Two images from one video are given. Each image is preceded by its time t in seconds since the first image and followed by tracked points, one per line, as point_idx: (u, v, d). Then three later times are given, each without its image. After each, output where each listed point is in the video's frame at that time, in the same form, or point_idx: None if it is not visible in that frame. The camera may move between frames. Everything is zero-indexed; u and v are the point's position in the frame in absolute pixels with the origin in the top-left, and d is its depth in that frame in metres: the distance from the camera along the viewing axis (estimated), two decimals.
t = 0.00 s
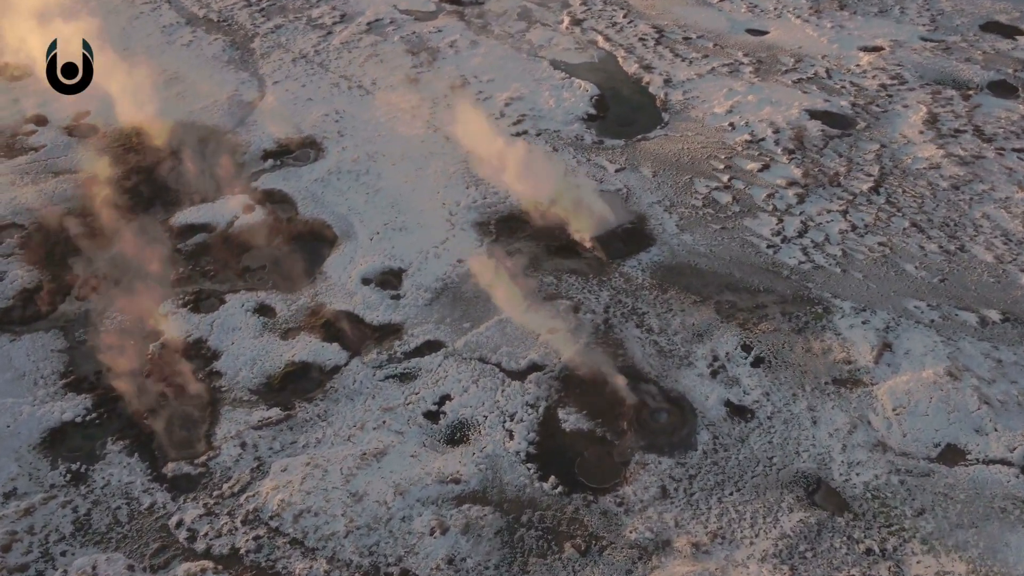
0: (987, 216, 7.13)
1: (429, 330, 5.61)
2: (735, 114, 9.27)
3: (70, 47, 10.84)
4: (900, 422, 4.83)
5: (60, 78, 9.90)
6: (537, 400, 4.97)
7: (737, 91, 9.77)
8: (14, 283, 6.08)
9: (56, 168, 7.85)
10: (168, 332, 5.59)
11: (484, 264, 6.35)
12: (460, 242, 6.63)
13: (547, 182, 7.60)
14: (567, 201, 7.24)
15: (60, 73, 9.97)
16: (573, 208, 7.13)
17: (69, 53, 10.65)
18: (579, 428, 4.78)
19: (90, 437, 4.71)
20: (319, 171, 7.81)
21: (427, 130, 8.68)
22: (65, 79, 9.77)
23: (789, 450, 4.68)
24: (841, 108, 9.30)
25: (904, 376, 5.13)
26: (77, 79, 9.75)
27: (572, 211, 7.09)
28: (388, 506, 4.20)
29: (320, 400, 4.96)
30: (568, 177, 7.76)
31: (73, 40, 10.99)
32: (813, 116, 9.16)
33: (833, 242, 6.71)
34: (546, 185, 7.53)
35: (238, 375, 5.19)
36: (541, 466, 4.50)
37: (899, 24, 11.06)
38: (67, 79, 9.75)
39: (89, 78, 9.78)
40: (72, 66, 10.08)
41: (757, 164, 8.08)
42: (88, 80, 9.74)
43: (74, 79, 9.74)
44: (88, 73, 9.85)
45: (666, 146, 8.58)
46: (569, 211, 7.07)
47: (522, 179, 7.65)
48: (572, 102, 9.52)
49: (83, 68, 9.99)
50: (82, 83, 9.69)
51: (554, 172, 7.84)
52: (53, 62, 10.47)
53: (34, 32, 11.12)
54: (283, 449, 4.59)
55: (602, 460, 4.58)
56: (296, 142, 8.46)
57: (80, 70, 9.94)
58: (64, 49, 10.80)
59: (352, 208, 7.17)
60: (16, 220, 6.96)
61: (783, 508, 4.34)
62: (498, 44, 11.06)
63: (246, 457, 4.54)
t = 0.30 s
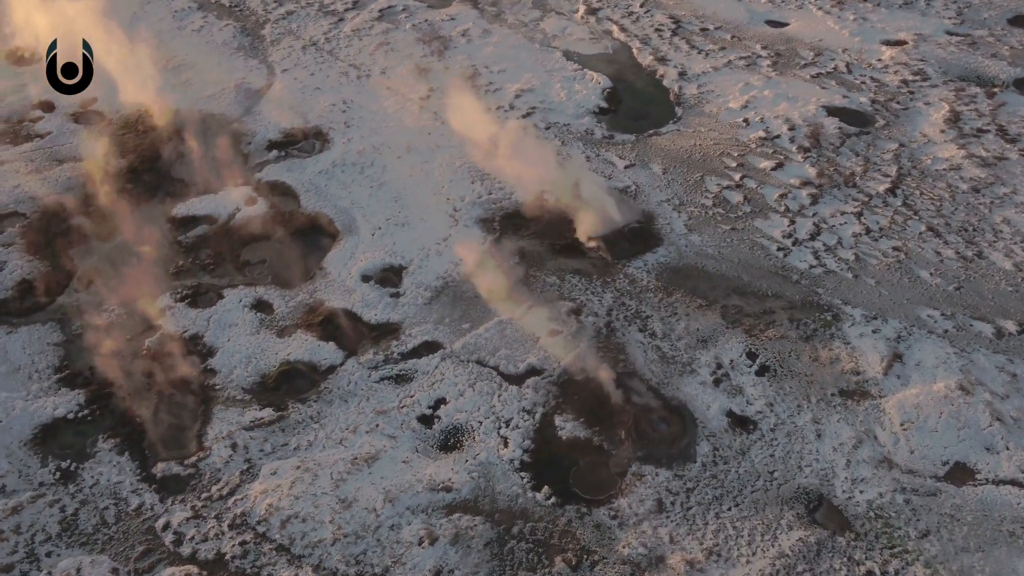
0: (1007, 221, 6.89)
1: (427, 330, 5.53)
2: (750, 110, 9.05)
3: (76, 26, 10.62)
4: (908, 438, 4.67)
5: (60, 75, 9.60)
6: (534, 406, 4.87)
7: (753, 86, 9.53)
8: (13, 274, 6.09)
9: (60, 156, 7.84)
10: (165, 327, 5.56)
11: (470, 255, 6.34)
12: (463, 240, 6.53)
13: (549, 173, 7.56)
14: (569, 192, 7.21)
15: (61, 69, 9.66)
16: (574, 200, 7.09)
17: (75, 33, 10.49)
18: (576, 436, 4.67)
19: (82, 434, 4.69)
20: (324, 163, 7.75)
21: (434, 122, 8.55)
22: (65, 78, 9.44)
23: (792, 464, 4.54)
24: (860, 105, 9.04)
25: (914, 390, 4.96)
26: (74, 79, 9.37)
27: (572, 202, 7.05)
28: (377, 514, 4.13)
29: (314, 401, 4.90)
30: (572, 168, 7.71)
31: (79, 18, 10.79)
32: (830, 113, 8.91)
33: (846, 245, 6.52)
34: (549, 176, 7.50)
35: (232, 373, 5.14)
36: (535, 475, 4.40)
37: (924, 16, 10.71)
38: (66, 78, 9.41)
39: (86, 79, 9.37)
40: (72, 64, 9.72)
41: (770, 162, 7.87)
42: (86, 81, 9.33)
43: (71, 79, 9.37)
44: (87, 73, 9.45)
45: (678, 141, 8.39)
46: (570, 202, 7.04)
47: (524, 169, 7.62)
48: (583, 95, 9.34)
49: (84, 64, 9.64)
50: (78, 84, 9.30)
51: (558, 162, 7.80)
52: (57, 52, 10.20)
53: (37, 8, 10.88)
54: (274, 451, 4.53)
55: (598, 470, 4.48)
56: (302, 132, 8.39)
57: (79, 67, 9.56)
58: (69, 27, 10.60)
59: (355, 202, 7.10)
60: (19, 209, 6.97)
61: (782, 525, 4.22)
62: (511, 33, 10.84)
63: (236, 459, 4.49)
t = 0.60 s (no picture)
0: None
1: (423, 329, 5.43)
2: (768, 104, 8.78)
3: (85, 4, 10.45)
4: (914, 456, 4.50)
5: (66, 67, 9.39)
6: (529, 411, 4.76)
7: (772, 78, 9.25)
8: (13, 263, 6.09)
9: (67, 142, 7.84)
10: (161, 320, 5.52)
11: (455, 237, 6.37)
12: (465, 236, 6.41)
13: (554, 163, 7.47)
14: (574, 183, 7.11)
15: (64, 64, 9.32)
16: (579, 190, 6.99)
17: (84, 12, 10.32)
18: (570, 444, 4.55)
19: (71, 428, 4.67)
20: (328, 152, 7.65)
21: (442, 112, 8.40)
22: (64, 75, 9.08)
23: (792, 480, 4.40)
24: (883, 100, 8.74)
25: (924, 404, 4.77)
26: (70, 79, 8.99)
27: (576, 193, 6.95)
28: (362, 520, 4.05)
29: (305, 401, 4.83)
30: (578, 158, 7.60)
31: None
32: (851, 108, 8.62)
33: (860, 249, 6.30)
34: (554, 166, 7.40)
35: (225, 369, 5.09)
36: (525, 484, 4.30)
37: (955, 7, 10.30)
38: (66, 76, 9.05)
39: (84, 82, 8.94)
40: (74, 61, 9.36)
41: (786, 159, 7.64)
42: (83, 83, 8.92)
43: (68, 79, 8.98)
44: (84, 74, 9.01)
45: (691, 136, 8.18)
46: (575, 192, 6.94)
47: (529, 158, 7.51)
48: (596, 86, 9.12)
49: (87, 62, 9.26)
50: (73, 86, 8.90)
51: (564, 152, 7.69)
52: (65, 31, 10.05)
53: None
54: (261, 451, 4.47)
55: (591, 481, 4.37)
56: (308, 120, 8.28)
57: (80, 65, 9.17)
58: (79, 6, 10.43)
59: (357, 194, 7.01)
60: (22, 195, 6.97)
61: (778, 545, 4.10)
62: (525, 18, 10.58)
63: (223, 458, 4.43)
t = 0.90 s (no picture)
0: None
1: (419, 327, 5.35)
2: (783, 98, 8.55)
3: None
4: (918, 472, 4.37)
5: (73, 49, 9.29)
6: (522, 415, 4.66)
7: (789, 71, 8.99)
8: (12, 251, 6.08)
9: (71, 127, 7.81)
10: (156, 312, 5.48)
11: (439, 218, 6.44)
12: (466, 231, 6.30)
13: (563, 155, 7.35)
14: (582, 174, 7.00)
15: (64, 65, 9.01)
16: (584, 183, 6.87)
17: None
18: (563, 450, 4.46)
19: (61, 422, 4.65)
20: (332, 141, 7.55)
21: (449, 102, 8.27)
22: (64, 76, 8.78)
23: (789, 494, 4.29)
24: (903, 95, 8.46)
25: (930, 418, 4.62)
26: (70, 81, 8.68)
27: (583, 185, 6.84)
28: (347, 525, 3.99)
29: (296, 399, 4.77)
30: (585, 152, 7.46)
31: None
32: (869, 103, 8.36)
33: (872, 252, 6.11)
34: (563, 157, 7.29)
35: (217, 364, 5.04)
36: (515, 491, 4.23)
37: None
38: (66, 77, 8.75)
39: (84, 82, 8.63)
40: (74, 62, 9.04)
41: (799, 156, 7.44)
42: (84, 85, 8.60)
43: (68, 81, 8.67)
44: (85, 75, 8.70)
45: (702, 130, 7.98)
46: (583, 184, 6.84)
47: (538, 149, 7.42)
48: (607, 76, 8.93)
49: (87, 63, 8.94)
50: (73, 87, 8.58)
51: (572, 145, 7.57)
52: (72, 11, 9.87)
53: None
54: (250, 451, 4.42)
55: (582, 489, 4.29)
56: (313, 108, 8.17)
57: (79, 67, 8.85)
58: None
59: (359, 185, 6.92)
60: (24, 181, 6.95)
61: (772, 562, 4.02)
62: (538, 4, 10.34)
63: (211, 456, 4.39)
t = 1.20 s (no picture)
0: None
1: (414, 327, 5.27)
2: (798, 94, 8.32)
3: None
4: (920, 492, 4.23)
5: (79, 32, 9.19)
6: (515, 421, 4.57)
7: (805, 65, 8.75)
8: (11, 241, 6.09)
9: (75, 114, 7.77)
10: (151, 305, 5.44)
11: (423, 200, 6.50)
12: (466, 229, 6.19)
13: (569, 149, 7.21)
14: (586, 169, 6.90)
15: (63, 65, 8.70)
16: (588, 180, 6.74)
17: None
18: (554, 458, 4.37)
19: (51, 416, 4.63)
20: (336, 132, 7.46)
21: (456, 93, 8.14)
22: (64, 76, 8.48)
23: (784, 511, 4.19)
24: (923, 93, 8.19)
25: (935, 435, 4.48)
26: (70, 80, 8.36)
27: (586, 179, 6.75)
28: (331, 531, 3.94)
29: (286, 398, 4.71)
30: (592, 147, 7.32)
31: None
32: (887, 101, 8.11)
33: (883, 258, 5.93)
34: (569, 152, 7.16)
35: (209, 360, 4.99)
36: (504, 501, 4.15)
37: None
38: (65, 77, 8.44)
39: (85, 80, 8.34)
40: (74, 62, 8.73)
41: (811, 155, 7.24)
42: (84, 83, 8.29)
43: (67, 80, 8.36)
44: (85, 74, 8.42)
45: (713, 126, 7.80)
46: (587, 179, 6.74)
47: (544, 143, 7.29)
48: (618, 69, 8.75)
49: (87, 63, 8.64)
50: (72, 86, 8.27)
51: (580, 139, 7.43)
52: None
53: None
54: (237, 451, 4.37)
55: (573, 500, 4.20)
56: (318, 98, 8.07)
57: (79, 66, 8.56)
58: None
59: (361, 178, 6.82)
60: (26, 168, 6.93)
61: None
62: None
63: (197, 456, 4.34)
